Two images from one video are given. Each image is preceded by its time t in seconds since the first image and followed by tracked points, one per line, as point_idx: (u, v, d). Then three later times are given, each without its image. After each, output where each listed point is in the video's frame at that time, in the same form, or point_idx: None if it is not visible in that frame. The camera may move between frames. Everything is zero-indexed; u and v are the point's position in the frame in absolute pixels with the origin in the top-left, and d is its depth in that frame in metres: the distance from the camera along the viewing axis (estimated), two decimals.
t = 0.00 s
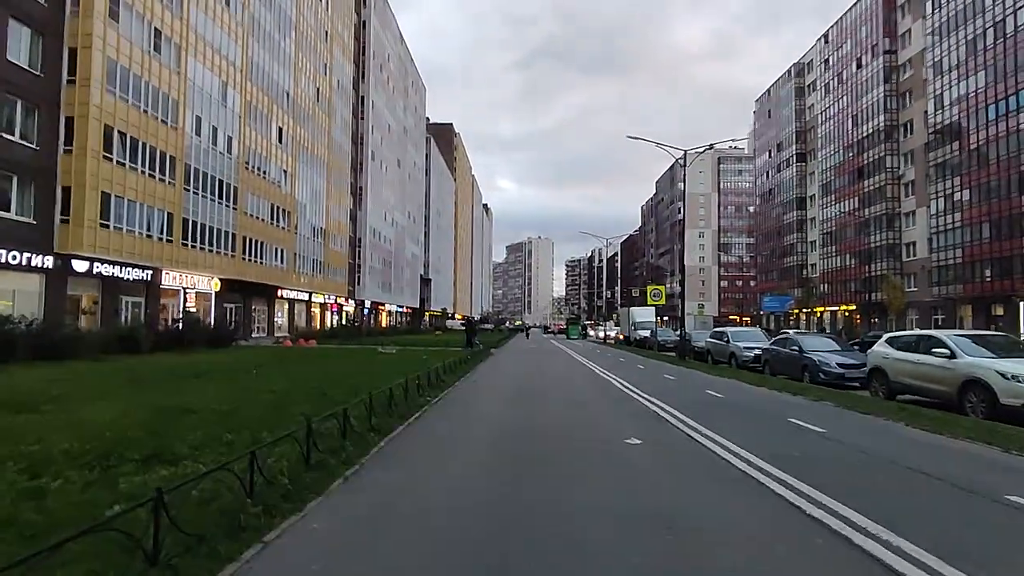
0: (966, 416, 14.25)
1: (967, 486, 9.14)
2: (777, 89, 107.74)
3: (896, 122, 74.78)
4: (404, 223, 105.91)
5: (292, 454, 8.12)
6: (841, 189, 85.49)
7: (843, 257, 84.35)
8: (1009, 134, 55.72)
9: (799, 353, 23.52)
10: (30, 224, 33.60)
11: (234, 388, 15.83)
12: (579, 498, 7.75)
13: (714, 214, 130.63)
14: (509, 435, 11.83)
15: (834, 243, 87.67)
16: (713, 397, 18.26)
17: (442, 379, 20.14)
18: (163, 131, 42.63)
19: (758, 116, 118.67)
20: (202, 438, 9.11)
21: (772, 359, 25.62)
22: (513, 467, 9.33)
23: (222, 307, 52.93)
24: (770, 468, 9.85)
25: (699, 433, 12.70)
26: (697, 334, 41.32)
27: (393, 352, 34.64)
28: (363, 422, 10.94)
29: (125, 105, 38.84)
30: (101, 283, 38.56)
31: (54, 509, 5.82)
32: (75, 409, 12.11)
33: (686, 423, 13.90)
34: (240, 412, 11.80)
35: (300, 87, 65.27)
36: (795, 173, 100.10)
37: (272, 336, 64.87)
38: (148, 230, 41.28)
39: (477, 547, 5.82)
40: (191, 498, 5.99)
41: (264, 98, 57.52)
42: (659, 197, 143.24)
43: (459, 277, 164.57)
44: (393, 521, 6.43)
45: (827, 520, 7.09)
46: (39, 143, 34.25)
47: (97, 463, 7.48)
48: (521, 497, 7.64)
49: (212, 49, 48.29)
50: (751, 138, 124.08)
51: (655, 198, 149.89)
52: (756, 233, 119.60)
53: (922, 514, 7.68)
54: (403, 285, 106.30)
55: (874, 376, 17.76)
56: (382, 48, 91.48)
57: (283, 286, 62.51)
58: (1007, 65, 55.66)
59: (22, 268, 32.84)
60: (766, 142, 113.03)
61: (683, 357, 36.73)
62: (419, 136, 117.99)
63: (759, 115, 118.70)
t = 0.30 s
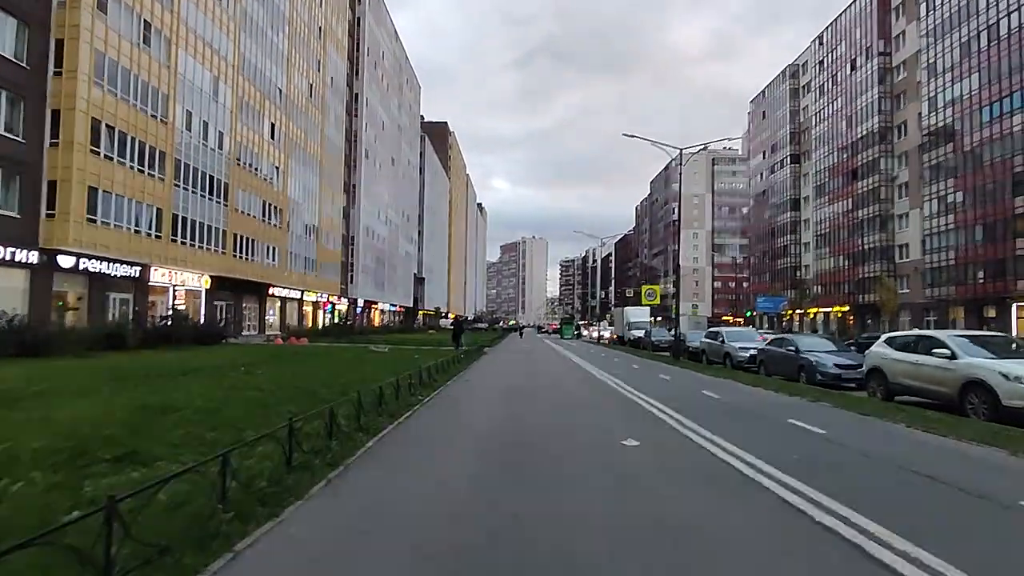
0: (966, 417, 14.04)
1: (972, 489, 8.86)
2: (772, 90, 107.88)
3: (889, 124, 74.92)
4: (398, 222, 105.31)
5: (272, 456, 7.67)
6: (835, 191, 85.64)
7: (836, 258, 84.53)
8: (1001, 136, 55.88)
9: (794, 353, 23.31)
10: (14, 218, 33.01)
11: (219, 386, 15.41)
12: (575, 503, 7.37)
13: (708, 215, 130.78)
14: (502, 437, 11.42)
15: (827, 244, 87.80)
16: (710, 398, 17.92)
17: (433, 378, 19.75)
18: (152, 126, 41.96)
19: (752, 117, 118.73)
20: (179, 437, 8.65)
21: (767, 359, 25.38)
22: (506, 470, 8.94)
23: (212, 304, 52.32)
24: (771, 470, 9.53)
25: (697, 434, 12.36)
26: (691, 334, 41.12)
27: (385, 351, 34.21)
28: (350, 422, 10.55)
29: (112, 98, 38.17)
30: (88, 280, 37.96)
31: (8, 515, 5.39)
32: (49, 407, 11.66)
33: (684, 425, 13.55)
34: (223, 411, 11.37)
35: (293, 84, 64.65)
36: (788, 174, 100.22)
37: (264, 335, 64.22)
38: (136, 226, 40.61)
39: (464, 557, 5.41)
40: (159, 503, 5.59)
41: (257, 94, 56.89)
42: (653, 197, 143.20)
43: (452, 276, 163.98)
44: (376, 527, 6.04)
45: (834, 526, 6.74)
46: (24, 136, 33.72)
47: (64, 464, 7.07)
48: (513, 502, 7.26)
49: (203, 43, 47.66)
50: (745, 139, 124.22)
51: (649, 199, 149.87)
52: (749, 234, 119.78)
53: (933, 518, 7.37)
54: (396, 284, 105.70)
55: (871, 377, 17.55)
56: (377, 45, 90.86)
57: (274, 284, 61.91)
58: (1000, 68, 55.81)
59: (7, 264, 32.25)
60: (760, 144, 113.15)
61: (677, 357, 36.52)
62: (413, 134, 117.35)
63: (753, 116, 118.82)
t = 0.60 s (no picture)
0: (971, 419, 13.77)
1: (986, 497, 8.52)
2: (767, 89, 107.76)
3: (885, 122, 74.90)
4: (392, 219, 104.71)
5: (253, 466, 7.22)
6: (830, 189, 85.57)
7: (830, 257, 84.50)
8: (996, 135, 55.85)
9: (793, 353, 23.05)
10: None
11: (206, 387, 14.95)
12: (574, 514, 6.95)
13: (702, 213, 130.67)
14: (497, 441, 10.98)
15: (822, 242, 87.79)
16: (710, 399, 17.54)
17: (427, 378, 19.30)
18: (143, 121, 41.31)
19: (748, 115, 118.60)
20: (157, 445, 8.22)
21: (765, 359, 25.13)
22: (501, 478, 8.47)
23: (204, 302, 51.72)
24: (778, 477, 9.11)
25: (699, 438, 11.96)
26: (687, 333, 40.85)
27: (379, 350, 33.78)
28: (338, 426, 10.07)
29: (102, 94, 37.52)
30: (77, 277, 37.36)
31: None
32: (26, 410, 11.21)
33: (686, 427, 13.16)
34: (207, 414, 10.93)
35: (286, 79, 63.95)
36: (783, 173, 100.09)
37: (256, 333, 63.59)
38: (126, 223, 39.96)
39: None
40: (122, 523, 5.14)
41: (249, 89, 56.21)
42: (648, 196, 142.96)
43: (447, 274, 163.45)
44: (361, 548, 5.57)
45: (850, 542, 6.33)
46: (10, 132, 33.27)
47: (30, 475, 6.63)
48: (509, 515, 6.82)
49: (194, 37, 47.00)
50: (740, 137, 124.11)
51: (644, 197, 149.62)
52: (744, 232, 119.68)
53: (953, 531, 6.99)
54: (390, 282, 105.17)
55: (873, 378, 17.28)
56: (371, 41, 90.17)
57: (267, 282, 61.30)
58: (996, 67, 55.70)
59: None
60: (755, 142, 113.09)
61: (673, 356, 36.26)
62: (407, 132, 116.69)
63: (748, 114, 118.71)
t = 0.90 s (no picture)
0: (978, 415, 13.43)
1: (1002, 497, 8.14)
2: (765, 82, 107.23)
3: (884, 115, 74.50)
4: (389, 214, 104.11)
5: (228, 471, 6.81)
6: (828, 183, 85.24)
7: (829, 251, 84.17)
8: (995, 127, 55.52)
9: (794, 347, 22.72)
10: None
11: (191, 386, 14.56)
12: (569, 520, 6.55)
13: (700, 208, 130.27)
14: (491, 440, 10.59)
15: (820, 236, 87.52)
16: (710, 395, 17.16)
17: (420, 376, 18.92)
18: (134, 114, 40.68)
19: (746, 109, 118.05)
20: (131, 449, 7.82)
21: (765, 353, 24.78)
22: (493, 480, 8.09)
23: (198, 298, 51.23)
24: (781, 477, 8.75)
25: (700, 436, 11.57)
26: (686, 327, 40.53)
27: (374, 346, 33.40)
28: (325, 427, 9.72)
29: (92, 86, 36.92)
30: (69, 273, 36.88)
31: None
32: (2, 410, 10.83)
33: (685, 425, 12.79)
34: (189, 415, 10.54)
35: (280, 73, 63.28)
36: (782, 167, 99.62)
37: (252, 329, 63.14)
38: (118, 218, 39.39)
39: None
40: (76, 536, 4.74)
41: (243, 82, 55.56)
42: (646, 190, 142.44)
43: (444, 270, 162.98)
44: (337, 558, 5.16)
45: (864, 548, 5.93)
46: None
47: None
48: (501, 520, 6.45)
49: (186, 29, 46.35)
50: (738, 131, 123.63)
51: (642, 192, 149.12)
52: (743, 226, 119.30)
53: (969, 531, 6.60)
54: (387, 277, 104.61)
55: (875, 372, 16.96)
56: (367, 34, 89.35)
57: (262, 278, 60.78)
58: (995, 59, 55.31)
59: None
60: (753, 136, 112.59)
61: (672, 351, 35.91)
62: (404, 126, 115.94)
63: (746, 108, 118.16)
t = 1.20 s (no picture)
0: (980, 410, 13.14)
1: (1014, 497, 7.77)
2: (760, 77, 106.75)
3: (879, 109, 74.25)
4: (383, 211, 103.45)
5: (193, 478, 6.36)
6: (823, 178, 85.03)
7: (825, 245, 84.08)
8: (989, 122, 55.39)
9: (791, 342, 22.41)
10: None
11: (172, 386, 14.09)
12: (558, 527, 6.13)
13: (696, 203, 130.04)
14: (480, 440, 10.16)
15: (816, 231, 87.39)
16: (707, 391, 16.77)
17: (412, 374, 18.47)
18: (122, 110, 40.07)
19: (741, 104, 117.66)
20: (93, 455, 7.36)
21: (762, 348, 24.46)
22: (481, 484, 7.65)
23: (190, 296, 50.64)
24: (782, 477, 8.35)
25: (697, 434, 11.17)
26: (682, 323, 40.25)
27: (367, 343, 33.00)
28: (306, 427, 9.28)
29: (78, 82, 36.30)
30: (55, 272, 36.33)
31: None
32: None
33: (683, 421, 12.37)
34: (164, 417, 10.09)
35: (271, 68, 62.57)
36: (777, 162, 99.38)
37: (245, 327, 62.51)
38: (105, 215, 38.78)
39: None
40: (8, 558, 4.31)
41: (233, 78, 54.87)
42: (642, 186, 142.01)
43: (440, 267, 162.62)
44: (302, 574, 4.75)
45: (875, 558, 5.51)
46: None
47: None
48: (485, 528, 6.01)
49: (175, 24, 45.71)
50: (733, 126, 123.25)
51: (637, 188, 148.69)
52: (738, 222, 119.09)
53: (984, 535, 6.22)
54: (382, 275, 104.08)
55: (874, 367, 16.68)
56: (360, 29, 88.49)
57: (255, 276, 60.20)
58: (990, 52, 55.09)
59: None
60: (748, 131, 112.24)
61: (669, 346, 35.59)
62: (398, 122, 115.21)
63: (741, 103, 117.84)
